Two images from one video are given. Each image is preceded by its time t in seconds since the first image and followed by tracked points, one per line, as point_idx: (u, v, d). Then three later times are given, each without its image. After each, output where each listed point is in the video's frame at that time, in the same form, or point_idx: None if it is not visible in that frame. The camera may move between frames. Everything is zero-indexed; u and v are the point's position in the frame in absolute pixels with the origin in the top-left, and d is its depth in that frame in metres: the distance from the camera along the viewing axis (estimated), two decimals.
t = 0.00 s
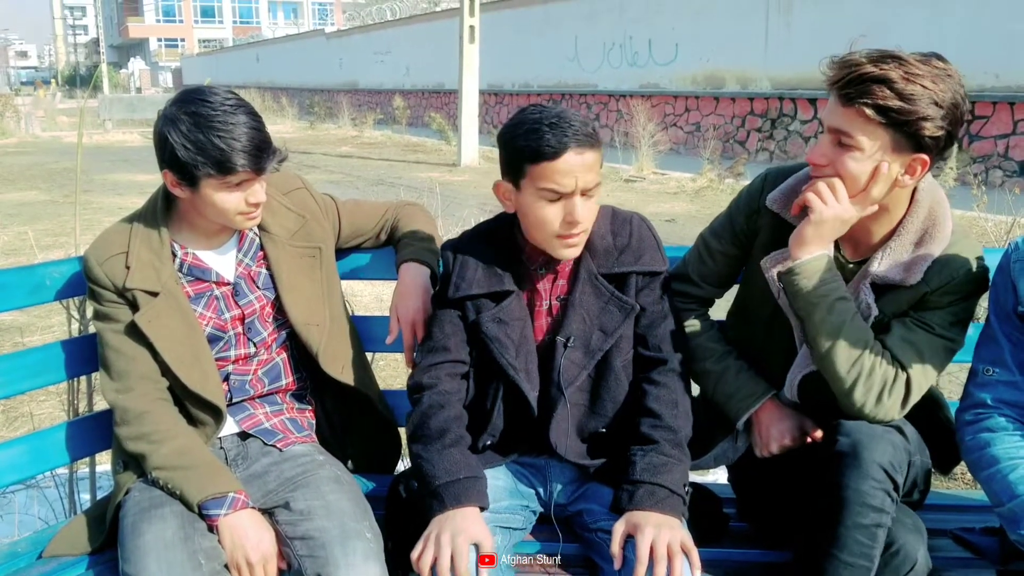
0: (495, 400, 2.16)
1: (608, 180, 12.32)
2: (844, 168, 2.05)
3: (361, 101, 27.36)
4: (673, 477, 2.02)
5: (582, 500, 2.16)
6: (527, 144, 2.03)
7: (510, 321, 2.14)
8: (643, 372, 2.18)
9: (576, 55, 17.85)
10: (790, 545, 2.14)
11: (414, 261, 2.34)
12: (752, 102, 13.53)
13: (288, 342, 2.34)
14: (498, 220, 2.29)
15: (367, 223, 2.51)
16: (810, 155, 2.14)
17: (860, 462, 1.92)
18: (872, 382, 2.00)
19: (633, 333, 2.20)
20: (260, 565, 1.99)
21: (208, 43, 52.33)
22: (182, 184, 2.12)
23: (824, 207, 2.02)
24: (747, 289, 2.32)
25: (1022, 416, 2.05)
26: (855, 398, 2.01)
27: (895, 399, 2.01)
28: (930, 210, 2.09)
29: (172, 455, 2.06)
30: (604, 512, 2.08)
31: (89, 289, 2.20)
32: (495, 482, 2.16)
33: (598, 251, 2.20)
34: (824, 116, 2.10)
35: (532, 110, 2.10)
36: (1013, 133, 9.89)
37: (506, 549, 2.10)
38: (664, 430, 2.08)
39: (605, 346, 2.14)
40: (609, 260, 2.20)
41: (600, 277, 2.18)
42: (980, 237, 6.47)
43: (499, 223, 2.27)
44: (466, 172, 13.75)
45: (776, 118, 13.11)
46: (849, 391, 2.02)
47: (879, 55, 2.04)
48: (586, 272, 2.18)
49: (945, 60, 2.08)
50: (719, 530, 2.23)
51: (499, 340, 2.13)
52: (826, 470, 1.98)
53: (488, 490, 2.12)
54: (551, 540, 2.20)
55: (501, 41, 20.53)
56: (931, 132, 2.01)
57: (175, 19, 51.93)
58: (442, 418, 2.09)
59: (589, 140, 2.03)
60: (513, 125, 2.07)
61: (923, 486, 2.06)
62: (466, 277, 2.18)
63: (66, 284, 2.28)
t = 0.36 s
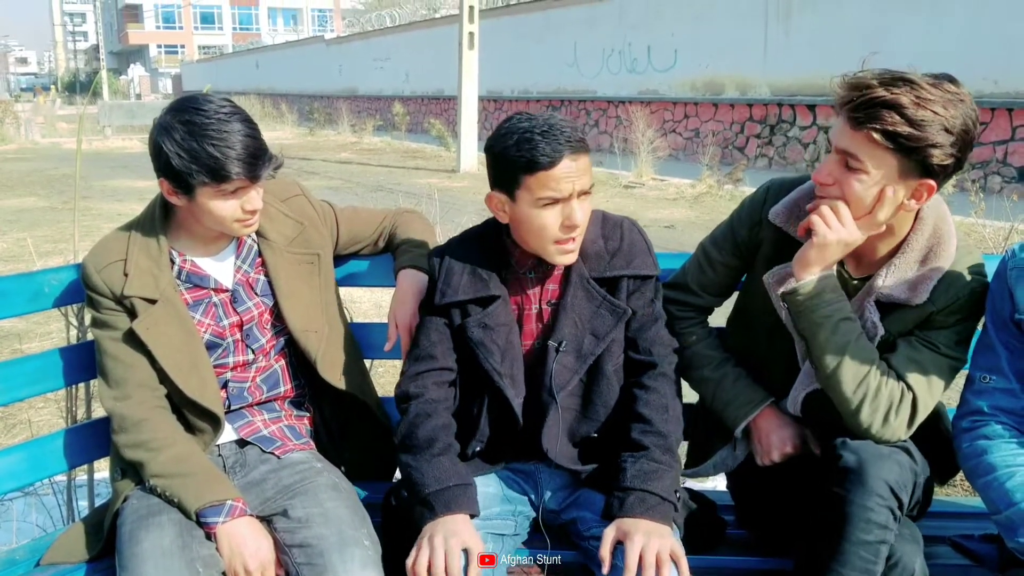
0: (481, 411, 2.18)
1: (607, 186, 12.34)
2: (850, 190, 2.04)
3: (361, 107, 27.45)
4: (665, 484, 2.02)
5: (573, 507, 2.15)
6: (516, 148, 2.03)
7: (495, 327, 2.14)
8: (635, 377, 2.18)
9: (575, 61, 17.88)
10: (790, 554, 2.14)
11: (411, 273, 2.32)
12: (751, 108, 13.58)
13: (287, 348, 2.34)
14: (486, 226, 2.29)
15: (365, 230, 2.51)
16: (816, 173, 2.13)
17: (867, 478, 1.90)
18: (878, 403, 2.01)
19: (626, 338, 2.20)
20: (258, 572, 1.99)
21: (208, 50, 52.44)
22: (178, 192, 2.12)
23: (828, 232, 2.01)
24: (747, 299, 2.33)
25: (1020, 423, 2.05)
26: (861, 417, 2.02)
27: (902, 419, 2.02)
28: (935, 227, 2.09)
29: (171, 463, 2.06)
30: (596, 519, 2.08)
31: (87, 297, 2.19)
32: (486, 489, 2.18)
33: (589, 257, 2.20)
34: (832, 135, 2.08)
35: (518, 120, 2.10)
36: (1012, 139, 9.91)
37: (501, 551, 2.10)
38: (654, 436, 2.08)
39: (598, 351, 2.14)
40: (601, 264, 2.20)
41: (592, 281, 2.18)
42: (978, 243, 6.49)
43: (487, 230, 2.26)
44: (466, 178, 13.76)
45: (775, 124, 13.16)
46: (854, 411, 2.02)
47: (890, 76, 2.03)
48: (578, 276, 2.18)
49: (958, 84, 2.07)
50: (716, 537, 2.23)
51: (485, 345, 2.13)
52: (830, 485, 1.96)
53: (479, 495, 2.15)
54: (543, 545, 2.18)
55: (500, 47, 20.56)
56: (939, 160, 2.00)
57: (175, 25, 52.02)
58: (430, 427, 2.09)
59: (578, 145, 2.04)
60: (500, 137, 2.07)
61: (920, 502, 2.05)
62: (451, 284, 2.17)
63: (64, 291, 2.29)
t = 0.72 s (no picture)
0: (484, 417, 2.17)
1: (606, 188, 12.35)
2: (843, 193, 2.04)
3: (361, 109, 27.48)
4: (671, 487, 2.02)
5: (578, 511, 2.17)
6: (497, 153, 2.04)
7: (490, 338, 2.14)
8: (635, 379, 2.18)
9: (574, 63, 17.89)
10: (791, 555, 2.14)
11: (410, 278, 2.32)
12: (750, 110, 13.59)
13: (286, 351, 2.34)
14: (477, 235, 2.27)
15: (364, 231, 2.51)
16: (810, 177, 2.12)
17: (865, 478, 1.92)
18: (877, 405, 2.00)
19: (624, 340, 2.20)
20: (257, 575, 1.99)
21: (207, 52, 52.45)
22: (177, 196, 2.13)
23: (824, 235, 2.01)
24: (744, 301, 2.33)
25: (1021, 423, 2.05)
26: (858, 419, 2.02)
27: (899, 421, 2.01)
28: (929, 228, 2.09)
29: (169, 466, 2.06)
30: (601, 523, 2.10)
31: (86, 301, 2.19)
32: (490, 493, 2.16)
33: (581, 259, 2.20)
34: (824, 139, 2.08)
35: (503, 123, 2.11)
36: (1011, 140, 9.93)
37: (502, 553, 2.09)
38: (657, 441, 2.08)
39: (594, 354, 2.14)
40: (593, 266, 2.20)
41: (586, 284, 2.18)
42: (976, 244, 6.50)
43: (475, 241, 2.25)
44: (465, 180, 13.77)
45: (774, 125, 13.17)
46: (851, 413, 2.02)
47: (882, 81, 2.03)
48: (572, 279, 2.18)
49: (947, 83, 2.06)
50: (718, 539, 2.23)
51: (482, 356, 2.13)
52: (828, 487, 1.97)
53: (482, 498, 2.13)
54: (546, 549, 2.19)
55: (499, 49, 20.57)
56: (931, 160, 2.01)
57: (174, 28, 52.04)
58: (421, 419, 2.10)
59: (561, 149, 2.04)
60: (481, 141, 2.08)
61: (918, 506, 2.05)
62: (444, 298, 2.18)
63: (62, 294, 2.28)
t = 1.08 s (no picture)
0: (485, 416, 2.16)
1: (605, 188, 12.35)
2: (841, 196, 2.04)
3: (360, 110, 27.48)
4: (672, 488, 2.01)
5: (578, 512, 2.17)
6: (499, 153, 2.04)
7: (491, 338, 2.13)
8: (635, 380, 2.17)
9: (574, 64, 17.88)
10: (789, 557, 2.13)
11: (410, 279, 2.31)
12: (749, 110, 13.59)
13: (283, 352, 2.34)
14: (478, 236, 2.28)
15: (363, 232, 2.51)
16: (809, 179, 2.12)
17: (863, 481, 1.92)
18: (875, 406, 2.00)
19: (624, 341, 2.20)
20: None
21: (207, 53, 52.44)
22: (171, 199, 2.13)
23: (822, 236, 2.01)
24: (742, 300, 2.33)
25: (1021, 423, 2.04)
26: (856, 421, 2.01)
27: (898, 423, 2.01)
28: (928, 230, 2.08)
29: (166, 467, 2.05)
30: (602, 523, 2.09)
31: (82, 302, 2.19)
32: (491, 492, 2.15)
33: (584, 260, 2.20)
34: (823, 142, 2.08)
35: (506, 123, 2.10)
36: (1010, 141, 9.92)
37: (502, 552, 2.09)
38: (660, 442, 2.07)
39: (595, 355, 2.14)
40: (596, 267, 2.19)
41: (587, 285, 2.18)
42: (975, 245, 6.50)
43: (477, 241, 2.24)
44: (464, 181, 13.77)
45: (773, 126, 13.16)
46: (850, 414, 2.02)
47: (882, 83, 2.02)
48: (574, 279, 2.17)
49: (946, 84, 2.06)
50: (716, 540, 2.23)
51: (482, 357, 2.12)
52: (827, 490, 1.97)
53: (481, 497, 2.13)
54: (545, 549, 2.19)
55: (498, 50, 20.56)
56: (930, 162, 2.00)
57: (173, 29, 52.02)
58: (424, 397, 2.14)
59: (566, 150, 2.03)
60: (488, 141, 2.08)
61: (917, 508, 2.05)
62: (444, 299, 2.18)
63: (60, 295, 2.28)
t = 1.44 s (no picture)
0: (483, 418, 2.16)
1: (604, 189, 12.34)
2: (837, 197, 2.03)
3: (359, 111, 27.50)
4: (673, 489, 2.01)
5: (576, 513, 2.15)
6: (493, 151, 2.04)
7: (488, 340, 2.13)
8: (633, 382, 2.17)
9: (573, 64, 17.88)
10: (788, 558, 2.13)
11: (407, 283, 2.30)
12: (748, 111, 13.60)
13: (281, 354, 2.34)
14: (475, 237, 2.27)
15: (360, 233, 2.51)
16: (805, 181, 2.12)
17: (862, 481, 1.91)
18: (873, 407, 2.00)
19: (622, 342, 2.19)
20: None
21: (206, 54, 52.46)
22: (166, 201, 2.12)
23: (818, 237, 2.01)
24: (739, 300, 2.33)
25: (1018, 424, 2.04)
26: (855, 422, 2.01)
27: (896, 424, 2.01)
28: (925, 230, 2.08)
29: (163, 469, 2.05)
30: (603, 524, 2.08)
31: (78, 304, 2.19)
32: (484, 494, 2.16)
33: (580, 260, 2.19)
34: (818, 143, 2.08)
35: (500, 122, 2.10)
36: (1009, 140, 9.92)
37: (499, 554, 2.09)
38: (659, 442, 2.07)
39: (592, 356, 2.13)
40: (592, 268, 2.19)
41: (584, 285, 2.17)
42: (973, 244, 6.51)
43: (473, 242, 2.24)
44: (463, 182, 13.77)
45: (772, 126, 13.17)
46: (849, 416, 2.01)
47: (878, 83, 2.02)
48: (571, 281, 2.17)
49: (941, 83, 2.05)
50: (714, 541, 2.22)
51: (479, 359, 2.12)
52: (825, 491, 1.96)
53: (474, 498, 2.13)
54: (543, 550, 2.18)
55: (497, 51, 20.55)
56: (926, 162, 2.00)
57: (173, 30, 51.98)
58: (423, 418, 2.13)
59: (559, 148, 2.03)
60: (482, 139, 2.08)
61: (916, 509, 2.04)
62: (441, 300, 2.17)
63: (56, 297, 2.27)
